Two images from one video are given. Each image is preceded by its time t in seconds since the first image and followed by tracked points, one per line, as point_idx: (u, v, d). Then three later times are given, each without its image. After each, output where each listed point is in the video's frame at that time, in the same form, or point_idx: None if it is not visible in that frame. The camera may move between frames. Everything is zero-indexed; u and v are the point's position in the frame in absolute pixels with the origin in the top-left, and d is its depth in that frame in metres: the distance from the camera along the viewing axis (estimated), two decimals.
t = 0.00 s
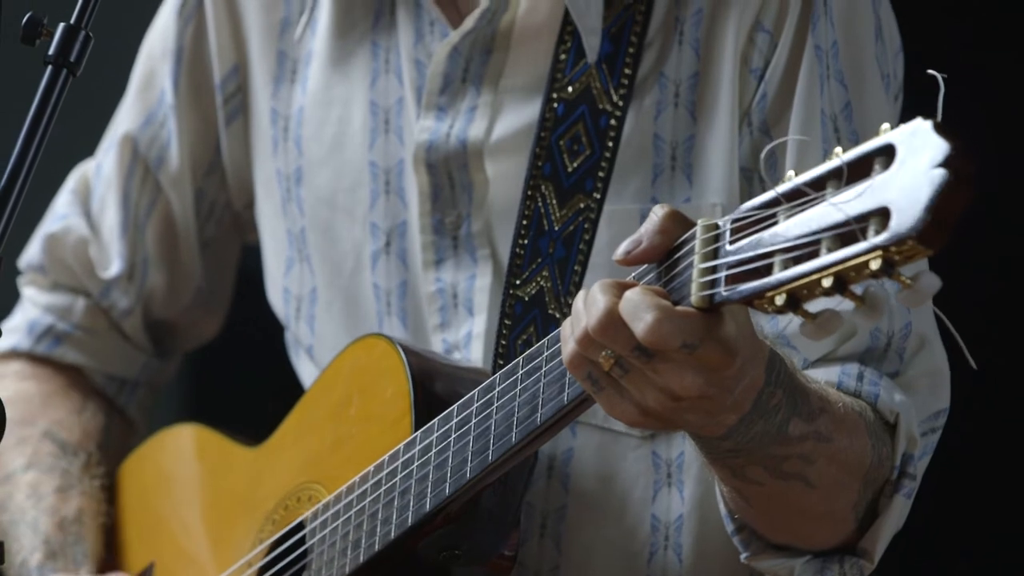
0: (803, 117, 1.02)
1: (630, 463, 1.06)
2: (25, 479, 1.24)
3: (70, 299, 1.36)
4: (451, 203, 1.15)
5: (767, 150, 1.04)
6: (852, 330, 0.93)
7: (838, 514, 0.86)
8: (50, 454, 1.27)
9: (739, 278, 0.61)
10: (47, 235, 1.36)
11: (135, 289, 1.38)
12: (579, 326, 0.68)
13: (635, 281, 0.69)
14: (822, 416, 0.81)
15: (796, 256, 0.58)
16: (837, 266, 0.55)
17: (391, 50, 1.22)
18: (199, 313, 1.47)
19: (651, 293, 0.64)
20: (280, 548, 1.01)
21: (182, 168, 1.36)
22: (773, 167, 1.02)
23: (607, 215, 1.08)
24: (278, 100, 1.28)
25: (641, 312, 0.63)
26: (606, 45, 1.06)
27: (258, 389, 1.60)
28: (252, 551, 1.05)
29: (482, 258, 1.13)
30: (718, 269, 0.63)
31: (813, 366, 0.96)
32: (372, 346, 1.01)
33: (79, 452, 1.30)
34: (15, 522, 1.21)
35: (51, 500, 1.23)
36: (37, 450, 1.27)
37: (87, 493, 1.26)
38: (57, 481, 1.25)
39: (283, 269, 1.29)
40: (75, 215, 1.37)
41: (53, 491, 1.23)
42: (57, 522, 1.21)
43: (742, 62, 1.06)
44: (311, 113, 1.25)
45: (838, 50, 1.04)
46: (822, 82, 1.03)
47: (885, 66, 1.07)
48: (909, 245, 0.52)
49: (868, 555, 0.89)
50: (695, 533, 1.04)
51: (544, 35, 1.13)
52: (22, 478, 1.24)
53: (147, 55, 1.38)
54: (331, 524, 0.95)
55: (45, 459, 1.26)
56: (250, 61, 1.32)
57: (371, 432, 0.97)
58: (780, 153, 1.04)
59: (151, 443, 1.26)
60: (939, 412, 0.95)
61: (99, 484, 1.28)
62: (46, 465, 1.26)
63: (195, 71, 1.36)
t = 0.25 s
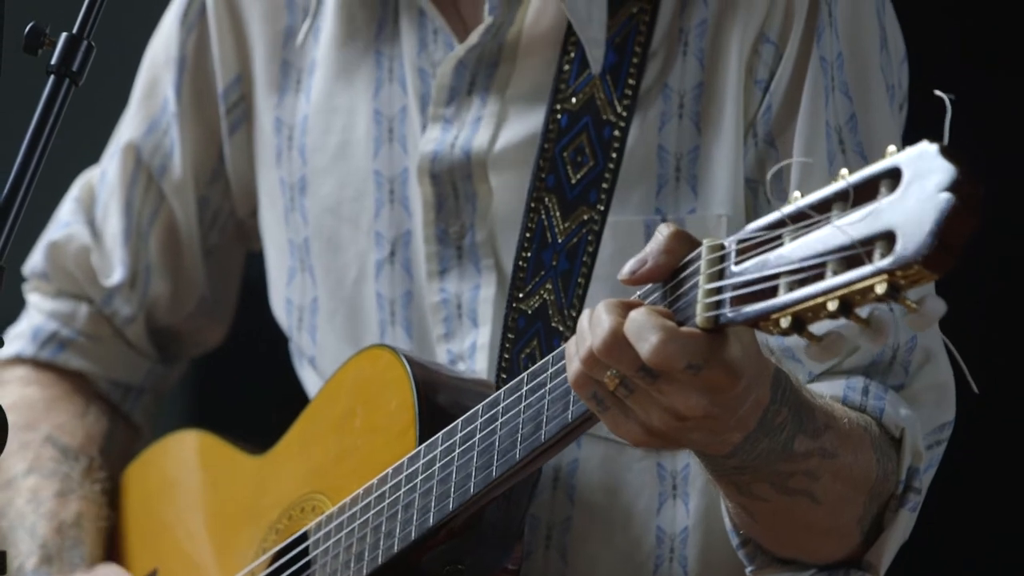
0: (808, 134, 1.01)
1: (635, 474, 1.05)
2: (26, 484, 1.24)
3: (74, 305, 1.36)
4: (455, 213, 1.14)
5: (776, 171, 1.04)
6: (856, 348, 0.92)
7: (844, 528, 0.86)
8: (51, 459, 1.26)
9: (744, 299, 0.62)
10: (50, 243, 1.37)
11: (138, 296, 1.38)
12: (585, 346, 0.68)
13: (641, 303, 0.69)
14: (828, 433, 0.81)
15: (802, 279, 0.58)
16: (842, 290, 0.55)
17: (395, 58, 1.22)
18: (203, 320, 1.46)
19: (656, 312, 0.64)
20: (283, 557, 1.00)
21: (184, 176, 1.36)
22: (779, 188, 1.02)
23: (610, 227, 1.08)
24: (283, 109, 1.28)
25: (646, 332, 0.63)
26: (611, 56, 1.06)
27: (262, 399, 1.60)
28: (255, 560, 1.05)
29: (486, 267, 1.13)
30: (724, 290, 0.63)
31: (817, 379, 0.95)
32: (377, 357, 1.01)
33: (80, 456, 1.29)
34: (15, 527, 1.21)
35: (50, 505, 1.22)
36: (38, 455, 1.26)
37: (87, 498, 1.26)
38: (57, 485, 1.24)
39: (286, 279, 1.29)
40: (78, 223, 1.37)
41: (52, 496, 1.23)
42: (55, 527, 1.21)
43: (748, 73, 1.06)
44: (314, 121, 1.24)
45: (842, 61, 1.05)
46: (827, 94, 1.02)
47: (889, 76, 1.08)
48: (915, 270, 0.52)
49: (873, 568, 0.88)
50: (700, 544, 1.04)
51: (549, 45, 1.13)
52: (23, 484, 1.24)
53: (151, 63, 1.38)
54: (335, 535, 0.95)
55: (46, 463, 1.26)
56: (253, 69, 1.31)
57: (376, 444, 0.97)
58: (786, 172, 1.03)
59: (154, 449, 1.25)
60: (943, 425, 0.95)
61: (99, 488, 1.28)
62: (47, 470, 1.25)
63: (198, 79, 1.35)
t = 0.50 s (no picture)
0: (809, 153, 1.01)
1: (639, 486, 1.06)
2: (37, 493, 1.23)
3: (75, 308, 1.36)
4: (458, 223, 1.14)
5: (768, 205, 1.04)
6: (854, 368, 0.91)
7: (843, 547, 0.86)
8: (61, 468, 1.27)
9: (744, 326, 0.62)
10: (52, 243, 1.36)
11: (140, 298, 1.38)
12: (585, 374, 0.70)
13: (636, 331, 0.70)
14: (827, 453, 0.81)
15: (801, 306, 0.58)
16: (841, 316, 0.55)
17: (398, 66, 1.22)
18: (202, 321, 1.45)
19: (654, 340, 0.66)
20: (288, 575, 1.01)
21: (188, 178, 1.35)
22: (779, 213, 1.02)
23: (613, 241, 1.08)
24: (285, 114, 1.27)
25: (645, 361, 0.65)
26: (615, 69, 1.06)
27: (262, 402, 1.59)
28: None
29: (488, 278, 1.13)
30: (722, 317, 0.64)
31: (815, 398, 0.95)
32: (376, 375, 1.02)
33: (89, 467, 1.29)
34: (26, 536, 1.21)
35: (64, 515, 1.22)
36: (47, 464, 1.26)
37: (99, 510, 1.26)
38: (70, 495, 1.24)
39: (288, 284, 1.27)
40: (80, 223, 1.37)
41: (65, 506, 1.23)
42: (69, 537, 1.21)
43: (751, 87, 1.06)
44: (318, 128, 1.24)
45: (845, 76, 1.04)
46: (830, 109, 1.02)
47: (893, 91, 1.08)
48: (914, 298, 0.52)
49: None
50: (703, 558, 1.04)
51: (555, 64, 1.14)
52: (33, 492, 1.24)
53: (154, 62, 1.37)
54: (339, 557, 0.97)
55: (57, 472, 1.26)
56: (257, 73, 1.30)
57: (377, 464, 0.98)
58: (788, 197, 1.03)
59: (157, 460, 1.25)
60: (944, 442, 0.95)
61: (109, 501, 1.28)
62: (56, 479, 1.25)
63: (201, 80, 1.34)
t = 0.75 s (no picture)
0: (810, 165, 1.01)
1: (639, 497, 1.06)
2: (37, 504, 1.23)
3: (81, 321, 1.36)
4: (459, 234, 1.14)
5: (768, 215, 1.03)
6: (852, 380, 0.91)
7: (843, 560, 0.85)
8: (61, 479, 1.26)
9: (740, 338, 0.62)
10: (58, 257, 1.36)
11: (146, 312, 1.37)
12: (581, 387, 0.70)
13: (634, 342, 0.70)
14: (826, 465, 0.81)
15: (797, 319, 0.58)
16: (838, 329, 0.55)
17: (400, 77, 1.22)
18: (209, 335, 1.44)
19: (651, 355, 0.66)
20: None
21: (192, 193, 1.35)
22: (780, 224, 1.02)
23: (614, 251, 1.08)
24: (288, 127, 1.27)
25: (642, 374, 0.65)
26: (616, 80, 1.06)
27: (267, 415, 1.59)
28: None
29: (489, 289, 1.13)
30: (718, 331, 0.64)
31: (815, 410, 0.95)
32: (376, 385, 1.01)
33: (90, 477, 1.28)
34: (27, 548, 1.21)
35: (64, 526, 1.22)
36: (48, 474, 1.26)
37: (100, 521, 1.25)
38: (69, 506, 1.24)
39: (288, 297, 1.27)
40: (86, 238, 1.37)
41: (64, 517, 1.22)
42: (68, 549, 1.20)
43: (752, 98, 1.06)
44: (322, 140, 1.24)
45: (847, 86, 1.04)
46: (831, 119, 1.02)
47: (894, 102, 1.08)
48: (910, 311, 0.52)
49: None
50: (703, 569, 1.04)
51: (555, 74, 1.13)
52: (34, 504, 1.24)
53: (159, 76, 1.37)
54: (338, 566, 0.97)
55: (57, 483, 1.26)
56: (260, 85, 1.30)
57: (376, 474, 0.98)
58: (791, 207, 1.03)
59: (157, 470, 1.25)
60: (945, 452, 0.95)
61: (111, 512, 1.27)
62: (56, 490, 1.25)
63: (205, 93, 1.35)
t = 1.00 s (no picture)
0: (814, 177, 1.01)
1: (640, 508, 1.05)
2: (48, 510, 1.24)
3: (86, 325, 1.36)
4: (463, 244, 1.14)
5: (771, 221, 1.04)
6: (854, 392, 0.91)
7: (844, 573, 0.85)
8: (73, 489, 1.27)
9: (739, 348, 0.62)
10: (62, 261, 1.36)
11: (151, 317, 1.37)
12: (581, 397, 0.70)
13: (632, 355, 0.70)
14: (827, 477, 0.81)
15: (796, 328, 0.58)
16: (837, 338, 0.55)
17: (407, 87, 1.22)
18: (212, 342, 1.44)
19: (652, 365, 0.66)
20: None
21: (198, 199, 1.35)
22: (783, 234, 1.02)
23: (618, 262, 1.08)
24: (294, 135, 1.27)
25: (641, 384, 0.65)
26: (622, 92, 1.06)
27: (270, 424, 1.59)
28: None
29: (492, 299, 1.13)
30: (718, 340, 0.64)
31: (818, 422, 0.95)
32: (376, 397, 1.01)
33: (101, 488, 1.29)
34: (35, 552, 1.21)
35: (76, 535, 1.22)
36: (60, 483, 1.27)
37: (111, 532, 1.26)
38: (82, 515, 1.25)
39: (296, 304, 1.27)
40: (90, 242, 1.37)
41: (78, 526, 1.23)
42: (81, 555, 1.20)
43: (757, 110, 1.06)
44: (329, 150, 1.24)
45: (852, 99, 1.05)
46: (836, 132, 1.02)
47: (900, 115, 1.08)
48: (909, 319, 0.52)
49: None
50: None
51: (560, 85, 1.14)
52: (44, 509, 1.24)
53: (166, 80, 1.37)
54: None
55: (69, 492, 1.26)
56: (267, 93, 1.31)
57: (376, 486, 0.98)
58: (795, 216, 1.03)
59: (160, 483, 1.25)
60: (948, 466, 0.95)
61: (121, 523, 1.27)
62: (67, 499, 1.25)
63: (212, 100, 1.35)
